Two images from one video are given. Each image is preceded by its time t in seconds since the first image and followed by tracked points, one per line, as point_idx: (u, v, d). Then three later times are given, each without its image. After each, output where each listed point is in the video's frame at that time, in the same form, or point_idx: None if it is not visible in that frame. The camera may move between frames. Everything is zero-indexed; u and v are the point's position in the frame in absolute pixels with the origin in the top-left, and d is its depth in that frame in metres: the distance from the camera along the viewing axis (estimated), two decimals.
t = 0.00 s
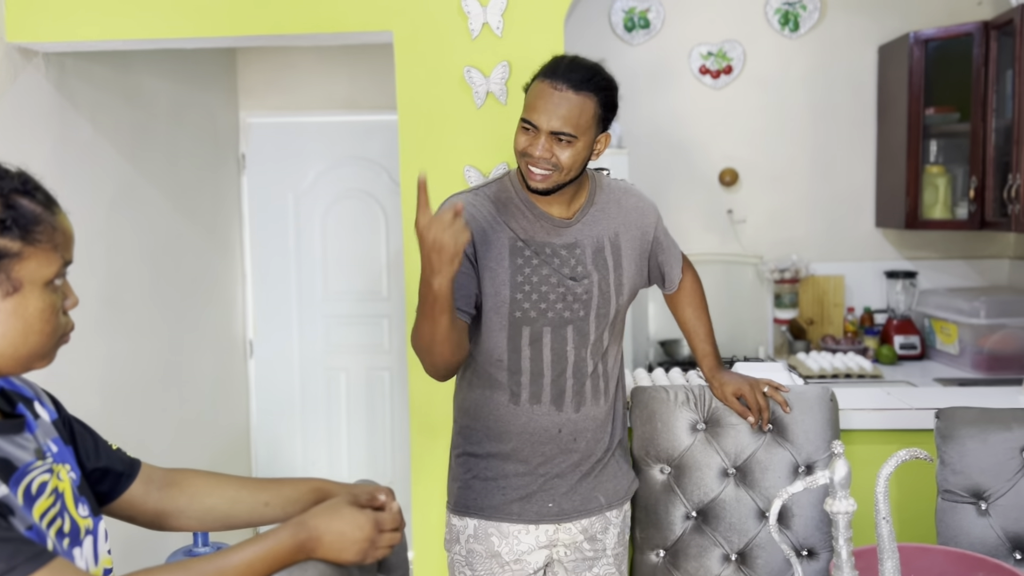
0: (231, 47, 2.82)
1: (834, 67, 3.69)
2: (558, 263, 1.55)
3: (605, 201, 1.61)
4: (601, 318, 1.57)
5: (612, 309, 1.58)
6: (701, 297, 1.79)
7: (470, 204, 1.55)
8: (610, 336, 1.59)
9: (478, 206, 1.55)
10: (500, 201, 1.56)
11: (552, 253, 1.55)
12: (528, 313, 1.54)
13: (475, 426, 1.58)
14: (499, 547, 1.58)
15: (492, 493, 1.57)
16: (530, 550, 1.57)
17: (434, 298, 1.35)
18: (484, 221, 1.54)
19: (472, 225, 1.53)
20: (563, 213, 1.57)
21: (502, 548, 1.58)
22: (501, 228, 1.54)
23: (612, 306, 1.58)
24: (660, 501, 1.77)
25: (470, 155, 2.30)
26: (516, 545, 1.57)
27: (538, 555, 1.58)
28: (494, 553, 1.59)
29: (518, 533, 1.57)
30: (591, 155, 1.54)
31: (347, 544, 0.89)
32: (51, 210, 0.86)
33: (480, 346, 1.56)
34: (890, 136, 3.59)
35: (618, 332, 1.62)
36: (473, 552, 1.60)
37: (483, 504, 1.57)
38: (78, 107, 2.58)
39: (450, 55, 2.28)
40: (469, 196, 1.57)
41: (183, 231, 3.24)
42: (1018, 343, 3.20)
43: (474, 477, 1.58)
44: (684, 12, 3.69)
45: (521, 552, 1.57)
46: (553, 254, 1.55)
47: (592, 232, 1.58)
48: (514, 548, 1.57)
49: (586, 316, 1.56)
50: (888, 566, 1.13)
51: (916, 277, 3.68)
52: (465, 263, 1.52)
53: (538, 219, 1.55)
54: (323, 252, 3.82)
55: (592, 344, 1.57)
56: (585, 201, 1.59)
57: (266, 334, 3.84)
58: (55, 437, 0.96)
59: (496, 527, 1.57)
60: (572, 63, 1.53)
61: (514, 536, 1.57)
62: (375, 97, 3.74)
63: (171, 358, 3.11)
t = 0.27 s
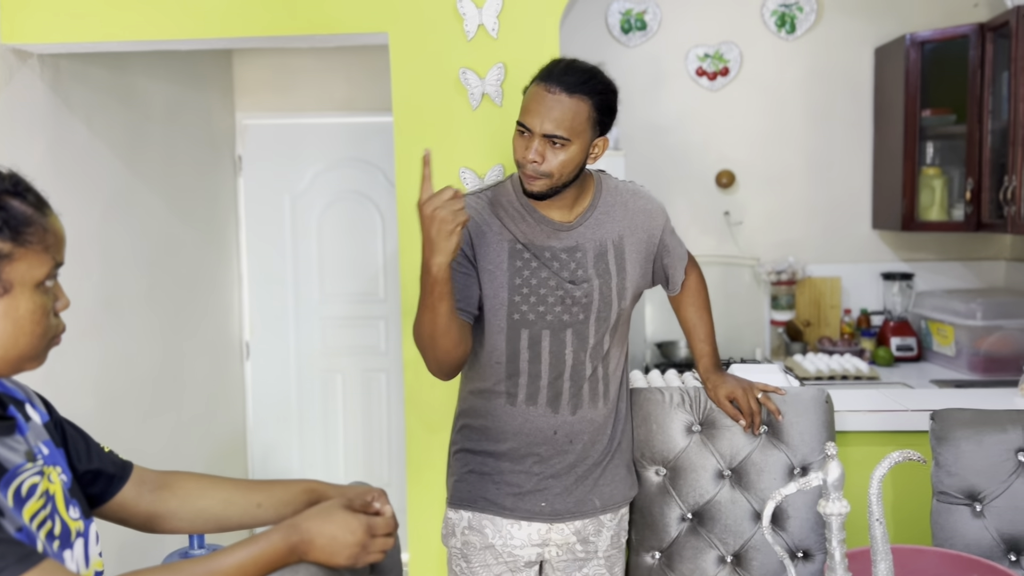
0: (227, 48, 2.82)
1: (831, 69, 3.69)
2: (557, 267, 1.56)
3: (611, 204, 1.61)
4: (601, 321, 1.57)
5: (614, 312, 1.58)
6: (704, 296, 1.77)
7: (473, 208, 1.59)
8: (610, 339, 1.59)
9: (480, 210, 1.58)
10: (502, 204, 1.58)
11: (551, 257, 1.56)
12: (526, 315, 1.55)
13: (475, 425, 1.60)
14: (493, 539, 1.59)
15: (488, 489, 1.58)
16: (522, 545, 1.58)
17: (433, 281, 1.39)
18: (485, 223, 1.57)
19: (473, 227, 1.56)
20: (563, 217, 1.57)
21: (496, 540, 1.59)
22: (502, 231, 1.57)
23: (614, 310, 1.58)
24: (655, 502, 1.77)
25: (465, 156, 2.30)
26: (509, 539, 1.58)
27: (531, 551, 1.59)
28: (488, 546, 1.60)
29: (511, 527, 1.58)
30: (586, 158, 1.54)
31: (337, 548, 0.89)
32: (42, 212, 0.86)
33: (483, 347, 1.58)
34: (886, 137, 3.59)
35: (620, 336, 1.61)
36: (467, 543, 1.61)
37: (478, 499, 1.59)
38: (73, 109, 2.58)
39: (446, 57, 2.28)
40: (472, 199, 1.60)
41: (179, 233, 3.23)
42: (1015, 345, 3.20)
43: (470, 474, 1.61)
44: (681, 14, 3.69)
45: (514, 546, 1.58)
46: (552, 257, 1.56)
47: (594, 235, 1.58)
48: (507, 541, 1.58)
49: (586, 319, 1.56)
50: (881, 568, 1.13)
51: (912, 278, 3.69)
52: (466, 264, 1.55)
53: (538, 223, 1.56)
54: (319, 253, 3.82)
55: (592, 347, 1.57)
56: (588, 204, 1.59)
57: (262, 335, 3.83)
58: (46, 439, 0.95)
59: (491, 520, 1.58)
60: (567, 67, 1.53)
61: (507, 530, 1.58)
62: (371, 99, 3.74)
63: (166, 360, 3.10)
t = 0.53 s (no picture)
0: (225, 50, 2.82)
1: (829, 71, 3.70)
2: (546, 271, 1.56)
3: (602, 208, 1.61)
4: (590, 325, 1.57)
5: (603, 316, 1.58)
6: (704, 297, 1.77)
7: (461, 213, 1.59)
8: (601, 343, 1.58)
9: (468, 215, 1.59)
10: (491, 208, 1.59)
11: (540, 261, 1.56)
12: (515, 319, 1.55)
13: (466, 430, 1.60)
14: (480, 549, 1.59)
15: (478, 495, 1.58)
16: (512, 553, 1.58)
17: (421, 293, 1.41)
18: (474, 229, 1.58)
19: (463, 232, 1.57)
20: (553, 221, 1.58)
21: (484, 550, 1.59)
22: (491, 235, 1.57)
23: (603, 313, 1.58)
24: (653, 504, 1.76)
25: (463, 158, 2.30)
26: (498, 548, 1.59)
27: (520, 559, 1.59)
28: (476, 555, 1.60)
29: (500, 536, 1.58)
30: (572, 159, 1.53)
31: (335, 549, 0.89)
32: (42, 214, 0.86)
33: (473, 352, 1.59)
34: (884, 139, 3.59)
35: (611, 340, 1.60)
36: (455, 552, 1.62)
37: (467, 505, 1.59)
38: (71, 111, 2.58)
39: (444, 59, 2.28)
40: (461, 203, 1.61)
41: (177, 235, 3.23)
42: (1013, 346, 3.20)
43: (460, 479, 1.61)
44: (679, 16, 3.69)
45: (503, 556, 1.59)
46: (541, 261, 1.56)
47: (583, 239, 1.58)
48: (496, 551, 1.59)
49: (575, 323, 1.56)
50: (879, 569, 1.13)
51: (910, 280, 3.69)
52: (456, 268, 1.56)
53: (527, 226, 1.57)
54: (317, 255, 3.81)
55: (581, 351, 1.56)
56: (577, 208, 1.59)
57: (260, 337, 3.83)
58: (45, 441, 0.95)
59: (479, 528, 1.59)
60: (550, 67, 1.53)
61: (496, 540, 1.58)
62: (369, 101, 3.74)
63: (165, 362, 3.10)
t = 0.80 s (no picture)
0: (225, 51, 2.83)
1: (829, 72, 3.70)
2: (527, 272, 1.54)
3: (583, 206, 1.58)
4: (573, 325, 1.55)
5: (587, 316, 1.56)
6: (689, 296, 1.74)
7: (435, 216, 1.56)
8: (587, 344, 1.56)
9: (443, 218, 1.56)
10: (468, 209, 1.56)
11: (520, 261, 1.54)
12: (497, 323, 1.53)
13: (450, 437, 1.58)
14: (467, 558, 1.59)
15: (464, 503, 1.57)
16: (500, 562, 1.58)
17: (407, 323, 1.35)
18: (451, 233, 1.55)
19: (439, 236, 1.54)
20: (532, 220, 1.55)
21: (470, 559, 1.59)
22: (468, 237, 1.54)
23: (587, 313, 1.55)
24: (653, 505, 1.77)
25: (463, 160, 2.31)
26: (485, 557, 1.58)
27: (508, 568, 1.58)
28: (462, 564, 1.60)
29: (486, 545, 1.57)
30: (548, 155, 1.51)
31: (337, 549, 0.89)
32: (47, 218, 0.86)
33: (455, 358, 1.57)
34: (884, 141, 3.60)
35: (596, 341, 1.58)
36: (441, 561, 1.61)
37: (455, 513, 1.58)
38: (72, 113, 2.58)
39: (445, 60, 2.28)
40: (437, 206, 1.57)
41: (178, 236, 3.23)
42: (1012, 347, 3.21)
43: (446, 487, 1.59)
44: (679, 17, 3.70)
45: (489, 565, 1.58)
46: (522, 261, 1.54)
47: (564, 238, 1.55)
48: (483, 559, 1.58)
49: (558, 325, 1.54)
50: (878, 569, 1.14)
51: (910, 281, 3.69)
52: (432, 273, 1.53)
53: (505, 226, 1.54)
54: (318, 256, 3.82)
55: (566, 353, 1.54)
56: (556, 206, 1.56)
57: (261, 338, 3.83)
58: (48, 441, 0.96)
59: (466, 537, 1.58)
60: (524, 61, 1.50)
61: (482, 548, 1.58)
62: (370, 102, 3.74)
63: (165, 363, 3.10)
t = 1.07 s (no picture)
0: (229, 53, 2.83)
1: (831, 73, 3.70)
2: (515, 272, 1.52)
3: (570, 207, 1.58)
4: (564, 328, 1.54)
5: (578, 318, 1.55)
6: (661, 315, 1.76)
7: (417, 223, 1.53)
8: (578, 347, 1.56)
9: (424, 224, 1.53)
10: (452, 214, 1.54)
11: (509, 263, 1.52)
12: (486, 329, 1.51)
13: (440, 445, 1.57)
14: (458, 566, 1.59)
15: (457, 511, 1.56)
16: (490, 571, 1.57)
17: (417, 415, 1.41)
18: (434, 239, 1.52)
19: (423, 243, 1.51)
20: (520, 220, 1.54)
21: (461, 568, 1.59)
22: (453, 242, 1.52)
23: (577, 315, 1.55)
24: (656, 506, 1.77)
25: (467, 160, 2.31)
26: (475, 566, 1.58)
27: None
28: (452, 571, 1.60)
29: (477, 553, 1.57)
30: (534, 146, 1.51)
31: (344, 547, 0.90)
32: (58, 219, 0.86)
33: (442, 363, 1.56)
34: (886, 142, 3.60)
35: (586, 343, 1.58)
36: (431, 568, 1.62)
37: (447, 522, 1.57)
38: (77, 114, 2.59)
39: (448, 61, 2.29)
40: (418, 211, 1.55)
41: (181, 237, 3.24)
42: (1015, 348, 3.21)
43: (437, 495, 1.58)
44: (681, 19, 3.70)
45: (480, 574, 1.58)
46: (510, 263, 1.52)
47: (552, 238, 1.55)
48: (473, 569, 1.58)
49: (549, 328, 1.53)
50: (883, 569, 1.14)
51: (912, 282, 3.68)
52: (416, 282, 1.51)
53: (494, 227, 1.53)
54: (320, 256, 3.82)
55: (558, 357, 1.54)
56: (544, 207, 1.56)
57: (263, 339, 3.84)
58: (56, 441, 0.96)
59: (456, 545, 1.58)
60: (502, 55, 1.51)
61: (473, 557, 1.57)
62: (372, 103, 3.75)
63: (168, 364, 3.11)
